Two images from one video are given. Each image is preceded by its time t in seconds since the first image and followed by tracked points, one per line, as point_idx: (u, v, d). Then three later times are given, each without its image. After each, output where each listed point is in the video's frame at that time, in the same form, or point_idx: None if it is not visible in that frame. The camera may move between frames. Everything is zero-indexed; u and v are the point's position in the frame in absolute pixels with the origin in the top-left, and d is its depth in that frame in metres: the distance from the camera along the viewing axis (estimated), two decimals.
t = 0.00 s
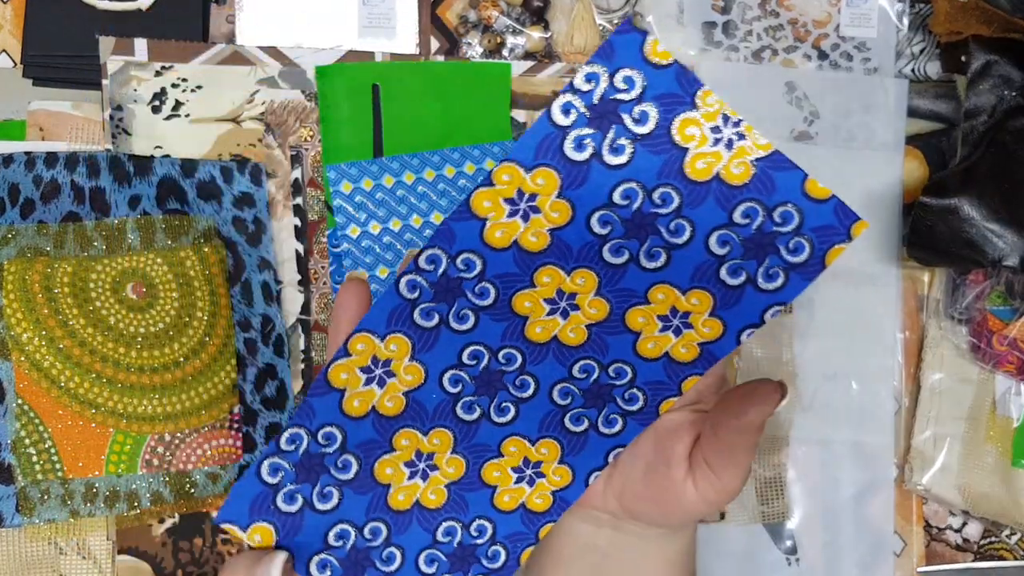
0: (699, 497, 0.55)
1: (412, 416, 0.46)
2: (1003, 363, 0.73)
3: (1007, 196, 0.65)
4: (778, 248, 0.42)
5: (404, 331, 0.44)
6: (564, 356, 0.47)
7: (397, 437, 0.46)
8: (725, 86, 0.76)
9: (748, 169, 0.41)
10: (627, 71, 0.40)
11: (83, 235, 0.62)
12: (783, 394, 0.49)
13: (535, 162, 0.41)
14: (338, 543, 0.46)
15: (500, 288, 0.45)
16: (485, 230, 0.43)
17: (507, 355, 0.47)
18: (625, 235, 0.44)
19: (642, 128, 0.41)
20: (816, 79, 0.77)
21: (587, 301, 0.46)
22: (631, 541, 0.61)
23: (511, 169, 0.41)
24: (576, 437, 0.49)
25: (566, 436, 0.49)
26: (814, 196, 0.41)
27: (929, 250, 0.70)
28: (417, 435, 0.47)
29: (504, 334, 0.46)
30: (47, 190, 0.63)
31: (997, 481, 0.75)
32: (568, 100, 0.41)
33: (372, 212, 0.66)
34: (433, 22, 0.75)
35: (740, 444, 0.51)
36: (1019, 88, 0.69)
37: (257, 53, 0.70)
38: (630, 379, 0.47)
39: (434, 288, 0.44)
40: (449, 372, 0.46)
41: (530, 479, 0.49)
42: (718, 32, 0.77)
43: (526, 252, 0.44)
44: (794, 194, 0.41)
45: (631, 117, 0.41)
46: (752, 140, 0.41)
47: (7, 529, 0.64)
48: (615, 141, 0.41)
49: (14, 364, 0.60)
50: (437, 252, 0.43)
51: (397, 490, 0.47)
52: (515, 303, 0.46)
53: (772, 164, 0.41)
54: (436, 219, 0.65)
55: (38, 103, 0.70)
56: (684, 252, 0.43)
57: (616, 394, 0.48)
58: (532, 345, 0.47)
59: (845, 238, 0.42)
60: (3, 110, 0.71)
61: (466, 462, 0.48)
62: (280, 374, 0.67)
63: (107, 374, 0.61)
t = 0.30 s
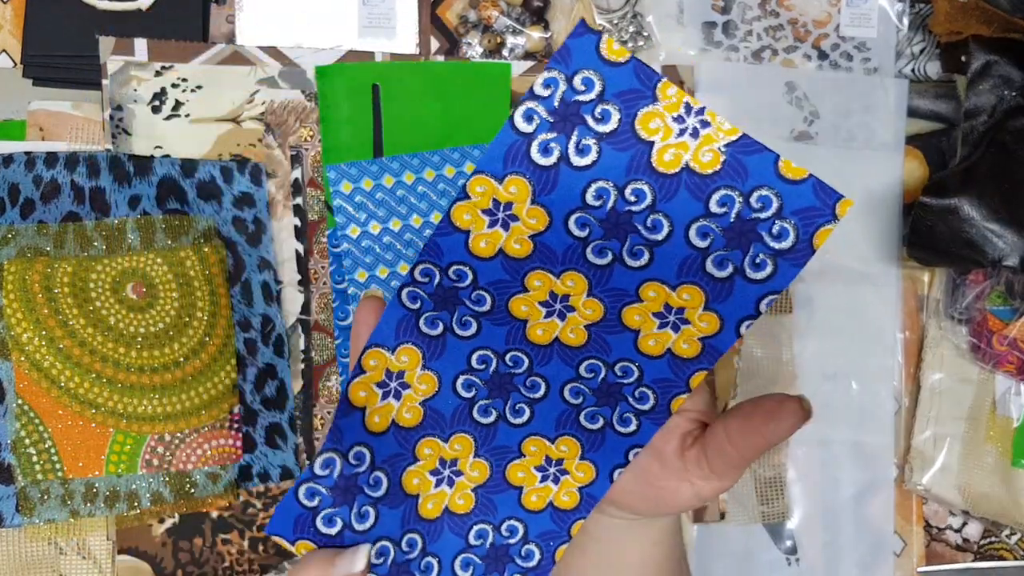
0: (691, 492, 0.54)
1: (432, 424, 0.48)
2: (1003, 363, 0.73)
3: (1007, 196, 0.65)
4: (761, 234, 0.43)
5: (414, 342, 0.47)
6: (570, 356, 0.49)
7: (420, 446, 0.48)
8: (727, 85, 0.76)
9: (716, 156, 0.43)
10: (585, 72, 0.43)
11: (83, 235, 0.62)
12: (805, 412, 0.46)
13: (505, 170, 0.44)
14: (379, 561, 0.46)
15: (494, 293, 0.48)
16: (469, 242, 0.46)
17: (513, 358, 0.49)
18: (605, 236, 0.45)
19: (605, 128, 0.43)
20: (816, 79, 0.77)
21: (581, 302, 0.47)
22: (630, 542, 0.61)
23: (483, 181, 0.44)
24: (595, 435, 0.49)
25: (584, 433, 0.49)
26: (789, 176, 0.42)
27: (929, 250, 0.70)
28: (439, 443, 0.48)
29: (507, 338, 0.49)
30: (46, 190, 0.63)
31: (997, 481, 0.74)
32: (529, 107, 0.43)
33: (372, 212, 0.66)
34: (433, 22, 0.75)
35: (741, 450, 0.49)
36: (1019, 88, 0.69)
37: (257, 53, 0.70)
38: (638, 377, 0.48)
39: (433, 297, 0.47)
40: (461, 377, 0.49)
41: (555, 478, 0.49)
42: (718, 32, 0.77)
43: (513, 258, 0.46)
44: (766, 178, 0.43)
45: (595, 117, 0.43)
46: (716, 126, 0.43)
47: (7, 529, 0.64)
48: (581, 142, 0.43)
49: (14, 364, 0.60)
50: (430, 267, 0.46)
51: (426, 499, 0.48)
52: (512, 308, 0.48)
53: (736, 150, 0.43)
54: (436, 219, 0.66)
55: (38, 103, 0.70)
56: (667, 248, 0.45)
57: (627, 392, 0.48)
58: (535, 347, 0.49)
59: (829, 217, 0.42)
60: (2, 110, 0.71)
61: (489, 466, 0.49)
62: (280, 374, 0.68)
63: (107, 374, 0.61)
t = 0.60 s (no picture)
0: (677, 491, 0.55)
1: (438, 439, 0.50)
2: (1003, 363, 0.73)
3: (1007, 196, 0.65)
4: (746, 223, 0.44)
5: (412, 363, 0.49)
6: (568, 361, 0.50)
7: (428, 463, 0.50)
8: (727, 85, 0.76)
9: (694, 148, 0.44)
10: (556, 80, 0.44)
11: (83, 235, 0.62)
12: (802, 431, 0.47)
13: (485, 184, 0.45)
14: None
15: (486, 306, 0.49)
16: (456, 257, 0.47)
17: (513, 367, 0.50)
18: (590, 239, 0.47)
19: (580, 131, 0.44)
20: (816, 79, 0.77)
21: (574, 308, 0.49)
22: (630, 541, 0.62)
23: (465, 196, 0.45)
24: (602, 436, 0.50)
25: (590, 435, 0.50)
26: (770, 163, 0.43)
27: (930, 250, 0.70)
28: (446, 457, 0.50)
29: (504, 349, 0.50)
30: (46, 190, 0.63)
31: (997, 481, 0.74)
32: (503, 119, 0.44)
33: (372, 212, 0.66)
34: (433, 22, 0.75)
35: (738, 459, 0.50)
36: (1019, 88, 0.69)
37: (257, 53, 0.70)
38: (638, 376, 0.49)
39: (426, 315, 0.48)
40: (462, 391, 0.50)
41: (566, 479, 0.51)
42: (718, 32, 0.77)
43: (501, 269, 0.48)
44: (746, 166, 0.44)
45: (569, 122, 0.44)
46: (692, 119, 0.44)
47: (7, 529, 0.64)
48: (558, 147, 0.45)
49: (14, 364, 0.60)
50: (420, 286, 0.48)
51: (441, 512, 0.50)
52: (506, 318, 0.49)
53: (715, 141, 0.44)
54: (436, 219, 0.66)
55: (38, 103, 0.69)
56: (654, 246, 0.46)
57: (629, 391, 0.49)
58: (532, 355, 0.50)
59: (812, 199, 0.43)
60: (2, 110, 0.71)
61: (500, 473, 0.51)
62: (280, 374, 0.68)
63: (107, 374, 0.61)
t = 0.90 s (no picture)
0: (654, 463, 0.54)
1: (441, 429, 0.49)
2: (1003, 363, 0.73)
3: (1007, 196, 0.65)
4: (702, 159, 0.46)
5: (404, 359, 0.48)
6: (555, 331, 0.49)
7: (435, 452, 0.49)
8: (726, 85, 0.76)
9: (641, 94, 0.46)
10: (504, 48, 0.45)
11: (83, 235, 0.62)
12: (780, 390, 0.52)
13: (450, 155, 0.46)
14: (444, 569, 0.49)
15: (468, 281, 0.48)
16: (433, 232, 0.47)
17: (502, 344, 0.49)
18: (555, 197, 0.47)
19: (532, 94, 0.46)
20: (815, 79, 0.77)
21: (551, 273, 0.48)
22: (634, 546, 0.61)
23: (434, 169, 0.46)
24: (600, 406, 0.49)
25: (588, 407, 0.49)
26: (712, 99, 0.45)
27: (930, 250, 0.70)
28: (452, 444, 0.49)
29: (492, 326, 0.49)
30: (46, 190, 0.63)
31: (997, 481, 0.74)
32: (459, 91, 0.46)
33: (372, 212, 0.66)
34: (433, 22, 0.74)
35: (718, 423, 0.52)
36: (1019, 87, 0.69)
37: (257, 53, 0.70)
38: (625, 338, 0.48)
39: (410, 303, 0.48)
40: (457, 377, 0.49)
41: (571, 456, 0.49)
42: (718, 32, 0.77)
43: (476, 241, 0.48)
44: (693, 106, 0.45)
45: (521, 86, 0.46)
46: (635, 68, 0.46)
47: (7, 529, 0.64)
48: (513, 112, 0.46)
49: (14, 364, 0.60)
50: (402, 271, 0.47)
51: (453, 498, 0.49)
52: (489, 292, 0.48)
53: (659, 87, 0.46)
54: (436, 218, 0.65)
55: (38, 104, 0.69)
56: (617, 196, 0.47)
57: (618, 354, 0.48)
58: (519, 328, 0.49)
59: (760, 129, 0.45)
60: (2, 110, 0.71)
61: (506, 455, 0.49)
62: (280, 374, 0.68)
63: (107, 374, 0.61)
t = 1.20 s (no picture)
0: (733, 416, 0.54)
1: (532, 396, 0.49)
2: (1003, 363, 0.73)
3: (1007, 196, 0.65)
4: (765, 96, 0.46)
5: (495, 326, 0.48)
6: (640, 285, 0.48)
7: (525, 419, 0.49)
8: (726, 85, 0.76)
9: (702, 45, 0.46)
10: (570, 24, 0.46)
11: (83, 235, 0.62)
12: (855, 322, 0.53)
13: (535, 115, 0.46)
14: (513, 532, 0.49)
15: (554, 244, 0.48)
16: (520, 197, 0.47)
17: (590, 304, 0.48)
18: (638, 146, 0.47)
19: (604, 54, 0.46)
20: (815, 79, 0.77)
21: (634, 225, 0.48)
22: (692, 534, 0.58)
23: (520, 132, 0.46)
24: (684, 359, 0.48)
25: (673, 360, 0.49)
26: (764, 43, 0.46)
27: (930, 250, 0.70)
28: (542, 411, 0.49)
29: (577, 287, 0.48)
30: (46, 190, 0.63)
31: (997, 481, 0.74)
32: (536, 61, 0.45)
33: (371, 212, 0.67)
34: (433, 22, 0.74)
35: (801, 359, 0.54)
36: (1019, 87, 0.69)
37: (257, 53, 0.70)
38: (706, 282, 0.48)
39: (503, 272, 0.48)
40: (547, 341, 0.49)
41: (659, 416, 0.49)
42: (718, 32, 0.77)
43: (562, 201, 0.47)
44: (750, 49, 0.46)
45: (591, 50, 0.46)
46: (693, 25, 0.46)
47: (7, 529, 0.64)
48: (590, 72, 0.46)
49: (14, 364, 0.60)
50: (493, 241, 0.47)
51: (543, 464, 0.49)
52: (575, 253, 0.48)
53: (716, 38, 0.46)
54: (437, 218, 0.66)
55: (38, 103, 0.69)
56: (695, 137, 0.47)
57: (700, 300, 0.48)
58: (605, 286, 0.48)
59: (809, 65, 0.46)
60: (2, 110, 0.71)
61: (596, 420, 0.49)
62: (280, 374, 0.68)
63: (107, 374, 0.61)
